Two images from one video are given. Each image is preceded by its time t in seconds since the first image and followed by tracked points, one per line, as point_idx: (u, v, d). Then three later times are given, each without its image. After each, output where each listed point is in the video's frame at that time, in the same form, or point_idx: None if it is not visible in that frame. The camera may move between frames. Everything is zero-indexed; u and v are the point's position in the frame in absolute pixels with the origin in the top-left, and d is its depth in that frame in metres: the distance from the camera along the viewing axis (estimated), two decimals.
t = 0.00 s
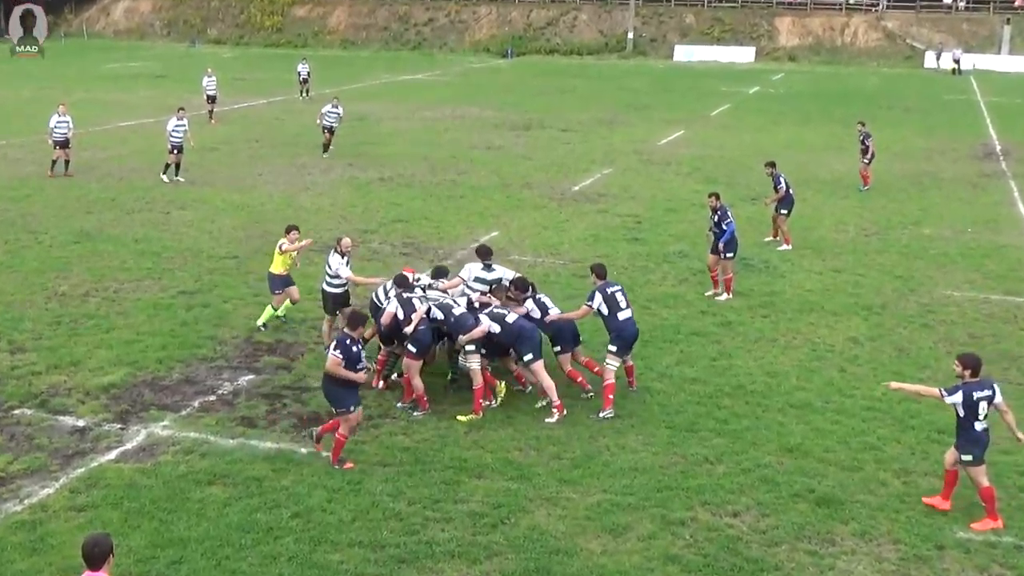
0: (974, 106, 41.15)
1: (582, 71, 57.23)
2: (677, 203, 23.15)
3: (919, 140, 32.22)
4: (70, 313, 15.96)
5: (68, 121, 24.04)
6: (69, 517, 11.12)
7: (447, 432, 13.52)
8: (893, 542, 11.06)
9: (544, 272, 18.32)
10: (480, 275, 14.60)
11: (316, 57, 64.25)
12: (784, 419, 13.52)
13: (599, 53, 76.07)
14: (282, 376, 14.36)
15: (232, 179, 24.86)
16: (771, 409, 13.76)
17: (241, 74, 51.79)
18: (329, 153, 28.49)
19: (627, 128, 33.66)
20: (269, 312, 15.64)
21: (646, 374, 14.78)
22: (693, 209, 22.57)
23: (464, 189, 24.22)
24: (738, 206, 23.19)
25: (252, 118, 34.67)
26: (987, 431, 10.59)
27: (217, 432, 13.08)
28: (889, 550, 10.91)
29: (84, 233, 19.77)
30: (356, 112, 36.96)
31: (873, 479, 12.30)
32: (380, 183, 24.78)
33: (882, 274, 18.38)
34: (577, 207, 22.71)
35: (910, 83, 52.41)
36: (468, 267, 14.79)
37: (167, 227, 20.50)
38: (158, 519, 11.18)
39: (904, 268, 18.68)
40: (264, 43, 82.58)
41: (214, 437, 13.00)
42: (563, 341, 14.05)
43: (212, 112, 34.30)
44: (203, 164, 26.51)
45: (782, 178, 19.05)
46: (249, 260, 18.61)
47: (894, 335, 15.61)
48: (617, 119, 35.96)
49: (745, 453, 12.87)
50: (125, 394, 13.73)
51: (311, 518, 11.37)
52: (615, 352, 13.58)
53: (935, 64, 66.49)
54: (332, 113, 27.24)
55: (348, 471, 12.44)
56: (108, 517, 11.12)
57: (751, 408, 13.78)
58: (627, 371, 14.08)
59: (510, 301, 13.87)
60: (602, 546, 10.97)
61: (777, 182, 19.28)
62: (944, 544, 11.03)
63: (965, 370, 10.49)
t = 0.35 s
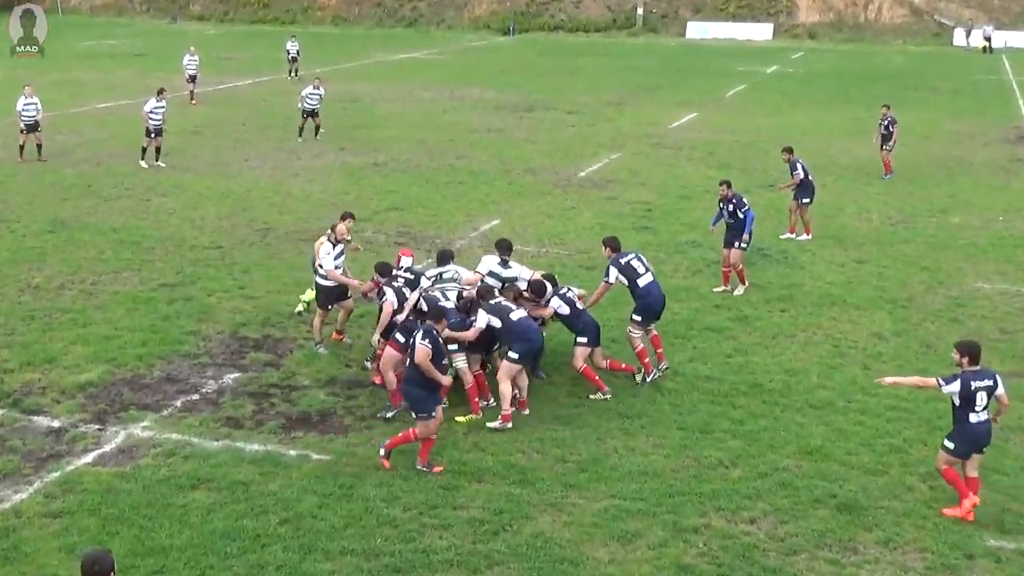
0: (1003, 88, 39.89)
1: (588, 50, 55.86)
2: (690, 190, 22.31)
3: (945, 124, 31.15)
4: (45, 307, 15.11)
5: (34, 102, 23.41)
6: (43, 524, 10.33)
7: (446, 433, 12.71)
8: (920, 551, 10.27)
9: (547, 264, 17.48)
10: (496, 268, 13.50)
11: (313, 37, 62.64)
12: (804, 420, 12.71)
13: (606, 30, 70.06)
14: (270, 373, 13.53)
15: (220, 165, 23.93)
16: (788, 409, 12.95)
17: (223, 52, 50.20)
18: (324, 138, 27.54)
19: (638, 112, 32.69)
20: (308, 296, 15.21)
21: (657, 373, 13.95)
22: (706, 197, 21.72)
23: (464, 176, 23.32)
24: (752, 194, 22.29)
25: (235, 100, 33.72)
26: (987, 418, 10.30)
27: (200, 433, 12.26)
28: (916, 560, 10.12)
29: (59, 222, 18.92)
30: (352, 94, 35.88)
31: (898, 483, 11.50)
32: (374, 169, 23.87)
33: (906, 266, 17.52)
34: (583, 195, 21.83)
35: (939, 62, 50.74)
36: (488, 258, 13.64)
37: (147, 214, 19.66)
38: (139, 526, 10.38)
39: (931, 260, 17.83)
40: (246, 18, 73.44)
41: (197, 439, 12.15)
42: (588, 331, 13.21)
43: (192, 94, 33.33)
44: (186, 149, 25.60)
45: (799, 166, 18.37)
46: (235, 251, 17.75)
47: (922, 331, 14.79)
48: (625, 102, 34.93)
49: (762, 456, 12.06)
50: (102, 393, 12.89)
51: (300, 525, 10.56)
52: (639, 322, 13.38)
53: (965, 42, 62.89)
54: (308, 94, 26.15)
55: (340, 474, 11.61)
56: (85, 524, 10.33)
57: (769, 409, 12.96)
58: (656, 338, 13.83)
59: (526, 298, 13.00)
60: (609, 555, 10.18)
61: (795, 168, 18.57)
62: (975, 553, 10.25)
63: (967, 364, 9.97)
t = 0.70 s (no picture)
0: None
1: (588, 32, 54.72)
2: (697, 180, 21.53)
3: (966, 110, 30.27)
4: (13, 304, 14.29)
5: None
6: (8, 536, 9.54)
7: (439, 438, 11.91)
8: (945, 563, 9.53)
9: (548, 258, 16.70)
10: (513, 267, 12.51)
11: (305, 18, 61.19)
12: (820, 424, 11.95)
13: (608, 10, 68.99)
14: (253, 375, 12.72)
15: (204, 154, 23.07)
16: (803, 413, 12.18)
17: (207, 35, 48.87)
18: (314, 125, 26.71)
19: (643, 97, 31.81)
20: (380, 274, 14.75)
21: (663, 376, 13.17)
22: (715, 188, 20.95)
23: (459, 165, 22.52)
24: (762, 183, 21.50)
25: (214, 85, 32.87)
26: (979, 414, 9.64)
27: (178, 439, 11.46)
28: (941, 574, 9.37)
29: (28, 214, 18.09)
30: (343, 78, 34.91)
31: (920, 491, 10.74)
32: (363, 157, 23.05)
33: (927, 260, 16.76)
34: (585, 185, 21.04)
35: (958, 45, 49.46)
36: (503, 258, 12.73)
37: (122, 206, 18.84)
38: (111, 538, 9.59)
39: (954, 253, 17.08)
40: None
41: (174, 445, 11.35)
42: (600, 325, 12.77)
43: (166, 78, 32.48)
44: (162, 135, 24.79)
45: (814, 156, 17.62)
46: (216, 244, 16.94)
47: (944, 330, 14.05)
48: (630, 87, 34.06)
49: (775, 462, 11.30)
50: (73, 397, 12.08)
51: (283, 536, 9.78)
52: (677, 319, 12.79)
53: (991, 21, 61.12)
54: (294, 80, 25.28)
55: (325, 482, 10.81)
56: (54, 536, 9.55)
57: (782, 413, 12.20)
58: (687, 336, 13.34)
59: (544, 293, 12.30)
60: (612, 569, 9.42)
61: (810, 157, 17.82)
62: (1003, 566, 9.52)
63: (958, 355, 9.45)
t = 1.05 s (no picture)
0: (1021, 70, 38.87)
1: (581, 29, 54.65)
2: (691, 179, 21.49)
3: (962, 109, 30.23)
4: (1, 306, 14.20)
5: None
6: None
7: (432, 440, 11.81)
8: (938, 563, 9.49)
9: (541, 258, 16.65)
10: (525, 270, 12.29)
11: (295, 16, 60.96)
12: (814, 424, 11.91)
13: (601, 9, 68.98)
14: (244, 377, 12.65)
15: (194, 154, 22.99)
16: (797, 414, 12.13)
17: (198, 33, 48.66)
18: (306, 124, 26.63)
19: (637, 95, 31.78)
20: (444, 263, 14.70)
21: (657, 377, 13.12)
22: (709, 187, 20.91)
23: (451, 164, 22.48)
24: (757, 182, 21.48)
25: (204, 84, 32.77)
26: (962, 401, 9.80)
27: (169, 442, 11.37)
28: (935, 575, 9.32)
29: (16, 215, 18.00)
30: (334, 77, 34.83)
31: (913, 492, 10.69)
32: (354, 157, 22.99)
33: (922, 259, 16.74)
34: (578, 185, 21.01)
35: (954, 43, 49.43)
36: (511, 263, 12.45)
37: (111, 207, 18.75)
38: (102, 541, 9.51)
39: (951, 253, 17.04)
40: None
41: (165, 447, 11.27)
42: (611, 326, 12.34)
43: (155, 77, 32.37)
44: (153, 136, 24.71)
45: (814, 158, 17.43)
46: (205, 245, 16.87)
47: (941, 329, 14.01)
48: (624, 85, 34.03)
49: (770, 463, 11.25)
50: (63, 399, 11.98)
51: (276, 539, 9.70)
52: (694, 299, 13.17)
53: (985, 20, 61.08)
54: (291, 79, 25.05)
55: (318, 485, 10.73)
56: (44, 540, 9.47)
57: (776, 412, 12.17)
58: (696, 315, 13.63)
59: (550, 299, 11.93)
60: (607, 571, 9.36)
61: (810, 161, 17.63)
62: (997, 566, 9.48)
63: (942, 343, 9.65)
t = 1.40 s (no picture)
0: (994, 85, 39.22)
1: (558, 46, 54.89)
2: (668, 196, 21.59)
3: (937, 124, 30.48)
4: None
5: None
6: None
7: (411, 460, 11.74)
8: None
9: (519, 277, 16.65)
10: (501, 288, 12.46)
11: (272, 35, 60.99)
12: (793, 440, 11.93)
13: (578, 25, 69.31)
14: (221, 397, 12.59)
15: (170, 174, 22.91)
16: (776, 430, 12.14)
17: (173, 53, 48.59)
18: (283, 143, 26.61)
19: (613, 113, 31.96)
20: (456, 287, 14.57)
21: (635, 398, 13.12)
22: (686, 203, 21.00)
23: (427, 182, 22.47)
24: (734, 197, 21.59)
25: (180, 103, 32.76)
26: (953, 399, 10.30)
27: (146, 464, 11.29)
28: None
29: None
30: (311, 96, 34.83)
31: (891, 508, 10.69)
32: (330, 176, 22.95)
33: (899, 275, 16.80)
34: (555, 202, 21.06)
35: (928, 59, 49.87)
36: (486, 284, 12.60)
37: (86, 227, 18.69)
38: (79, 566, 9.42)
39: (926, 268, 17.15)
40: (194, 14, 71.49)
41: (142, 470, 11.19)
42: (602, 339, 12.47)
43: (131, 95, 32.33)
44: (128, 155, 24.64)
45: (804, 174, 17.49)
46: (182, 265, 16.79)
47: (917, 344, 14.08)
48: (601, 102, 34.13)
49: (748, 479, 11.25)
50: (38, 422, 11.89)
51: (254, 561, 9.63)
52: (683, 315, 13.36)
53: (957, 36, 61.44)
54: (272, 99, 24.79)
55: (296, 506, 10.67)
56: (19, 566, 9.37)
57: (754, 428, 12.20)
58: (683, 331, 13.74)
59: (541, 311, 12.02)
60: None
61: (800, 177, 17.64)
62: None
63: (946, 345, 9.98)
